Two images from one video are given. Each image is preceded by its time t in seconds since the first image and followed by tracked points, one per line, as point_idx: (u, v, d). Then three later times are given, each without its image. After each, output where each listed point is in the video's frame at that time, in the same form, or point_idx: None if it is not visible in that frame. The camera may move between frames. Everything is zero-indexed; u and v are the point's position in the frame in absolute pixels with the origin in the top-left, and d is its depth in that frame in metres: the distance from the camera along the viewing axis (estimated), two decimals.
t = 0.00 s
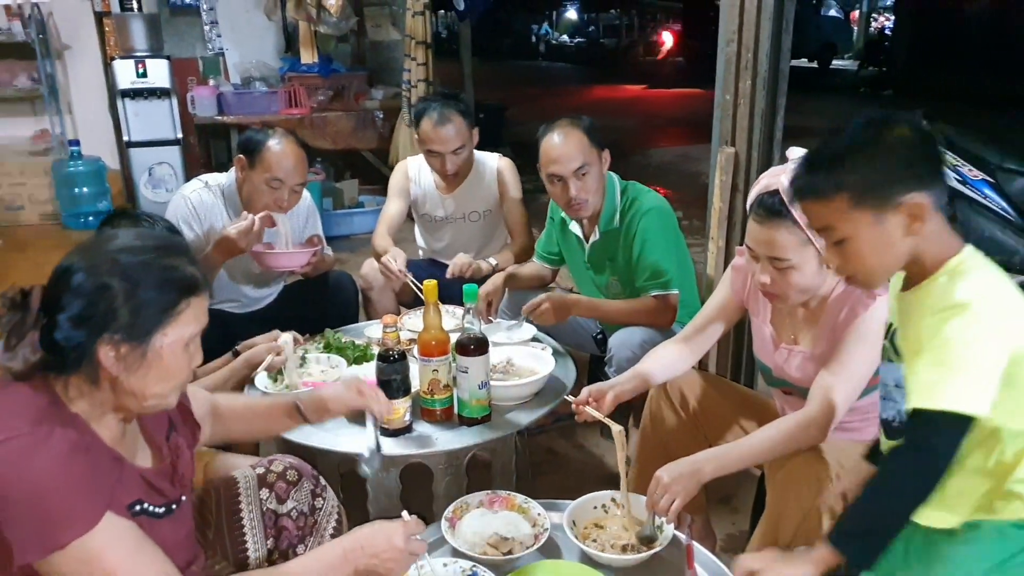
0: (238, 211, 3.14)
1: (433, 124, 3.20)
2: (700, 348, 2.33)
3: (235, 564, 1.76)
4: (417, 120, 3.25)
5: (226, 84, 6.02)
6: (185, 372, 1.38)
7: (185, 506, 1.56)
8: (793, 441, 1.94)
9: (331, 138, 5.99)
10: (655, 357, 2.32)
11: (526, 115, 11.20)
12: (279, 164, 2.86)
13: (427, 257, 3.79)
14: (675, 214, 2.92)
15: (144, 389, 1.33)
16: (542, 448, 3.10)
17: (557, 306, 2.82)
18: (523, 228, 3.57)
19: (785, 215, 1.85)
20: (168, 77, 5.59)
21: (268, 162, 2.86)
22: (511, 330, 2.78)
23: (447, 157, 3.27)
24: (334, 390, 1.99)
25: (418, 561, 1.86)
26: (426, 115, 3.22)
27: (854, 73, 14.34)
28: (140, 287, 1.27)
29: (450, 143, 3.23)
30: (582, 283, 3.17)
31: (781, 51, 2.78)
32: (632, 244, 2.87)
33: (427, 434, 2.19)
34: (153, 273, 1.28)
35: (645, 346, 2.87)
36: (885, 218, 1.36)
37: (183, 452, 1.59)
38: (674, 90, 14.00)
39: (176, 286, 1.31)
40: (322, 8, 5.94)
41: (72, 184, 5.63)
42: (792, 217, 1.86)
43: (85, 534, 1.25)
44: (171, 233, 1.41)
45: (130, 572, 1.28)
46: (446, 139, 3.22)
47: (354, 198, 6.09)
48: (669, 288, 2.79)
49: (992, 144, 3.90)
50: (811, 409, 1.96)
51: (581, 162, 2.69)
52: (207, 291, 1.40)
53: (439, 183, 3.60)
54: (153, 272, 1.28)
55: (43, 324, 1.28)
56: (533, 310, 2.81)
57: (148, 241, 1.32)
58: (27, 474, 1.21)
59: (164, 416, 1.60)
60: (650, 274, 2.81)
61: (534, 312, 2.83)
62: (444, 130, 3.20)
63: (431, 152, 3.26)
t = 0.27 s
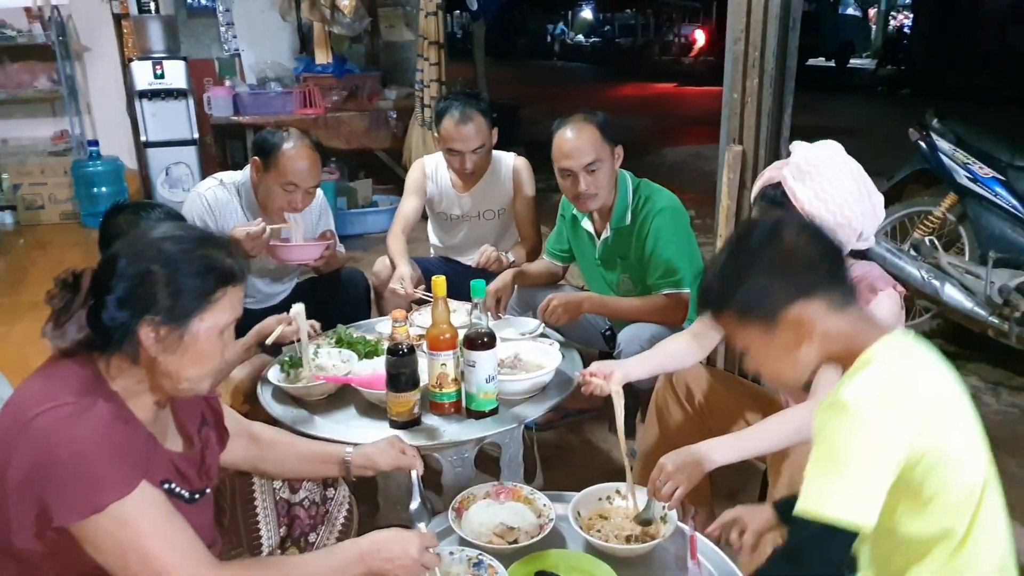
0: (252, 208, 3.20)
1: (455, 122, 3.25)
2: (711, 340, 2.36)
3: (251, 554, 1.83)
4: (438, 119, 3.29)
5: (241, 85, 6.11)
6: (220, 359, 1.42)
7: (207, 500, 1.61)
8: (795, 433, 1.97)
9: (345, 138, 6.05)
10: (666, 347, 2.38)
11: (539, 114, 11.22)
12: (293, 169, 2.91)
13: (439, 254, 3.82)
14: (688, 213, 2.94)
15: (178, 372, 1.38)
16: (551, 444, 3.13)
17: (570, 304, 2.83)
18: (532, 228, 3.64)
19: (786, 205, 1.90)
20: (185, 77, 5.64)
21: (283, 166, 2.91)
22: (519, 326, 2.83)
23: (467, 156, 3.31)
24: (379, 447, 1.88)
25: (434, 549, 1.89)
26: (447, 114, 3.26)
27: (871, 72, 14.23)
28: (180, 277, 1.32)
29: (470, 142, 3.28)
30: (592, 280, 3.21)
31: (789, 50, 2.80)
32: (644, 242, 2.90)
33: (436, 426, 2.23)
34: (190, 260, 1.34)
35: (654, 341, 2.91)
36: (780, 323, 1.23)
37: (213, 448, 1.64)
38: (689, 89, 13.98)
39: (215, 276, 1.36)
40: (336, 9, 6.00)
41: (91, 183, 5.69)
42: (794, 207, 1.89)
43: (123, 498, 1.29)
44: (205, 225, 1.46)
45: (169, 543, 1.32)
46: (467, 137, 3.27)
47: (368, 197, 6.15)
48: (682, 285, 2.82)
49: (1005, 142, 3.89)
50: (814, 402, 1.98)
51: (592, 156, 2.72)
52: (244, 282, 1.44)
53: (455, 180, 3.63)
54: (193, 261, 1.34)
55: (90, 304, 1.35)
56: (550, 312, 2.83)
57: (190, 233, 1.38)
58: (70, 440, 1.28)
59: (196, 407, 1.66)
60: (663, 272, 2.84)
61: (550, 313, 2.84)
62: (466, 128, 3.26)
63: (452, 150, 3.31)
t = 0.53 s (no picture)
0: (265, 204, 3.25)
1: (461, 121, 3.29)
2: (719, 337, 2.46)
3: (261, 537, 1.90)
4: (444, 119, 3.34)
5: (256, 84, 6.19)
6: (246, 345, 1.47)
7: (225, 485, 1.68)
8: (800, 425, 1.98)
9: (359, 136, 6.12)
10: (676, 341, 2.48)
11: (550, 114, 11.24)
12: (304, 168, 2.96)
13: (449, 250, 3.87)
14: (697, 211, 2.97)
15: (206, 356, 1.44)
16: (559, 438, 3.16)
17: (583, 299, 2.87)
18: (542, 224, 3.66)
19: (793, 201, 1.91)
20: (202, 76, 5.72)
21: (294, 168, 2.96)
22: (528, 322, 2.86)
23: (473, 154, 3.34)
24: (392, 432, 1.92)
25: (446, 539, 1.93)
26: (452, 114, 3.31)
27: (886, 72, 14.15)
28: (212, 266, 1.38)
29: (476, 141, 3.31)
30: (601, 277, 3.24)
31: (796, 50, 2.82)
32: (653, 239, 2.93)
33: (443, 418, 2.26)
34: (223, 249, 1.40)
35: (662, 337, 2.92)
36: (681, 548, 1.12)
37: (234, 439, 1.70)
38: (702, 89, 13.95)
39: (246, 265, 1.42)
40: (350, 9, 6.06)
41: (108, 180, 5.83)
42: (800, 203, 1.91)
43: (157, 471, 1.35)
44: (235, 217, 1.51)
45: (193, 518, 1.38)
46: (474, 136, 3.30)
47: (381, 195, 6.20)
48: (690, 283, 2.86)
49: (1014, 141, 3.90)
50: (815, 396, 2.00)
51: (601, 151, 2.76)
52: (272, 272, 1.50)
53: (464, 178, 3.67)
54: (226, 251, 1.40)
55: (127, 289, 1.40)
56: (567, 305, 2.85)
57: (223, 225, 1.44)
58: (108, 414, 1.34)
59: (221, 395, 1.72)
60: (671, 270, 2.88)
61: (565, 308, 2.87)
62: (473, 127, 3.29)
63: (458, 150, 3.35)
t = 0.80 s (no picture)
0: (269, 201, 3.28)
1: (460, 123, 3.32)
2: (714, 335, 2.45)
3: (264, 527, 1.94)
4: (444, 121, 3.37)
5: (264, 83, 6.25)
6: (254, 338, 1.50)
7: (230, 477, 1.70)
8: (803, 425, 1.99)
9: (365, 136, 6.15)
10: (669, 342, 2.47)
11: (556, 115, 11.26)
12: (309, 168, 2.99)
13: (452, 250, 3.92)
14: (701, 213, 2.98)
15: (215, 346, 1.46)
16: (560, 437, 3.18)
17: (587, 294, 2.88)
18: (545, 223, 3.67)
19: (794, 202, 1.93)
20: (210, 75, 5.77)
21: (300, 168, 2.99)
22: (532, 321, 2.88)
23: (472, 155, 3.37)
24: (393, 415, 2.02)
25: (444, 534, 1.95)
26: (452, 116, 3.34)
27: (893, 76, 14.14)
28: (224, 260, 1.40)
29: (473, 142, 3.34)
30: (606, 277, 3.25)
31: (798, 52, 2.83)
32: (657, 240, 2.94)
33: (446, 415, 2.28)
34: (235, 243, 1.42)
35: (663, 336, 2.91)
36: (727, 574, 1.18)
37: (239, 428, 1.74)
38: (709, 92, 13.96)
39: (258, 260, 1.45)
40: (358, 9, 6.09)
41: (116, 177, 5.89)
42: (801, 204, 1.92)
43: (166, 459, 1.38)
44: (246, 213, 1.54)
45: (199, 507, 1.40)
46: (472, 138, 3.33)
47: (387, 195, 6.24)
48: (691, 283, 2.87)
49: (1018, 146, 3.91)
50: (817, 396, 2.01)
51: (604, 151, 2.78)
52: (282, 268, 1.52)
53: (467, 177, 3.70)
54: (239, 245, 1.43)
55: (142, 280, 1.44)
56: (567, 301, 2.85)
57: (236, 220, 1.46)
58: (121, 402, 1.37)
59: (227, 389, 1.75)
60: (673, 270, 2.89)
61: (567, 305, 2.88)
62: (470, 129, 3.32)
63: (457, 151, 3.38)
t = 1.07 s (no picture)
0: (272, 204, 3.31)
1: (456, 130, 3.33)
2: (703, 338, 2.47)
3: (269, 527, 1.95)
4: (442, 126, 3.39)
5: (268, 89, 6.29)
6: (258, 338, 1.52)
7: (234, 478, 1.72)
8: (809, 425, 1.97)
9: (368, 140, 6.19)
10: (660, 347, 2.47)
11: (559, 119, 11.28)
12: (310, 174, 3.01)
13: (455, 253, 3.94)
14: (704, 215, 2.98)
15: (221, 347, 1.48)
16: (562, 438, 3.19)
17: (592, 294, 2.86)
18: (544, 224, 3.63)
19: (790, 209, 1.94)
20: (213, 80, 5.82)
21: (302, 174, 3.01)
22: (534, 323, 2.90)
23: (467, 162, 3.39)
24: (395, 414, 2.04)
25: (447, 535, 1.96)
26: (448, 122, 3.34)
27: (895, 78, 14.16)
28: (228, 262, 1.42)
29: (468, 150, 3.35)
30: (608, 280, 3.27)
31: (798, 55, 2.85)
32: (660, 242, 2.95)
33: (449, 417, 2.29)
34: (239, 245, 1.44)
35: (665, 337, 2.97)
36: (776, 548, 1.29)
37: (242, 432, 1.75)
38: (711, 95, 13.98)
39: (262, 262, 1.47)
40: (360, 14, 6.12)
41: (120, 183, 5.87)
42: (796, 212, 1.94)
43: (172, 458, 1.39)
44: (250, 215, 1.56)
45: (201, 506, 1.42)
46: (467, 145, 3.34)
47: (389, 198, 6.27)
48: (692, 285, 2.87)
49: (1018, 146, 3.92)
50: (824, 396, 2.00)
51: (605, 155, 2.79)
52: (285, 269, 1.54)
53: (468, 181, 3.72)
54: (243, 247, 1.44)
55: (148, 282, 1.45)
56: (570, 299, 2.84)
57: (241, 222, 1.48)
58: (128, 402, 1.39)
59: (231, 393, 1.77)
60: (674, 273, 2.90)
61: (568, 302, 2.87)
62: (466, 136, 3.33)
63: (453, 157, 3.40)
